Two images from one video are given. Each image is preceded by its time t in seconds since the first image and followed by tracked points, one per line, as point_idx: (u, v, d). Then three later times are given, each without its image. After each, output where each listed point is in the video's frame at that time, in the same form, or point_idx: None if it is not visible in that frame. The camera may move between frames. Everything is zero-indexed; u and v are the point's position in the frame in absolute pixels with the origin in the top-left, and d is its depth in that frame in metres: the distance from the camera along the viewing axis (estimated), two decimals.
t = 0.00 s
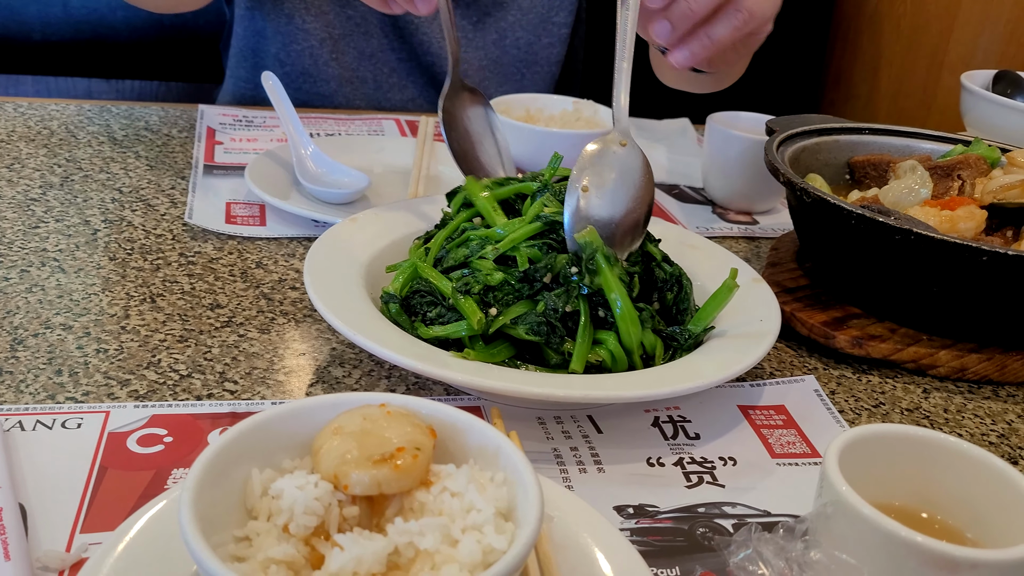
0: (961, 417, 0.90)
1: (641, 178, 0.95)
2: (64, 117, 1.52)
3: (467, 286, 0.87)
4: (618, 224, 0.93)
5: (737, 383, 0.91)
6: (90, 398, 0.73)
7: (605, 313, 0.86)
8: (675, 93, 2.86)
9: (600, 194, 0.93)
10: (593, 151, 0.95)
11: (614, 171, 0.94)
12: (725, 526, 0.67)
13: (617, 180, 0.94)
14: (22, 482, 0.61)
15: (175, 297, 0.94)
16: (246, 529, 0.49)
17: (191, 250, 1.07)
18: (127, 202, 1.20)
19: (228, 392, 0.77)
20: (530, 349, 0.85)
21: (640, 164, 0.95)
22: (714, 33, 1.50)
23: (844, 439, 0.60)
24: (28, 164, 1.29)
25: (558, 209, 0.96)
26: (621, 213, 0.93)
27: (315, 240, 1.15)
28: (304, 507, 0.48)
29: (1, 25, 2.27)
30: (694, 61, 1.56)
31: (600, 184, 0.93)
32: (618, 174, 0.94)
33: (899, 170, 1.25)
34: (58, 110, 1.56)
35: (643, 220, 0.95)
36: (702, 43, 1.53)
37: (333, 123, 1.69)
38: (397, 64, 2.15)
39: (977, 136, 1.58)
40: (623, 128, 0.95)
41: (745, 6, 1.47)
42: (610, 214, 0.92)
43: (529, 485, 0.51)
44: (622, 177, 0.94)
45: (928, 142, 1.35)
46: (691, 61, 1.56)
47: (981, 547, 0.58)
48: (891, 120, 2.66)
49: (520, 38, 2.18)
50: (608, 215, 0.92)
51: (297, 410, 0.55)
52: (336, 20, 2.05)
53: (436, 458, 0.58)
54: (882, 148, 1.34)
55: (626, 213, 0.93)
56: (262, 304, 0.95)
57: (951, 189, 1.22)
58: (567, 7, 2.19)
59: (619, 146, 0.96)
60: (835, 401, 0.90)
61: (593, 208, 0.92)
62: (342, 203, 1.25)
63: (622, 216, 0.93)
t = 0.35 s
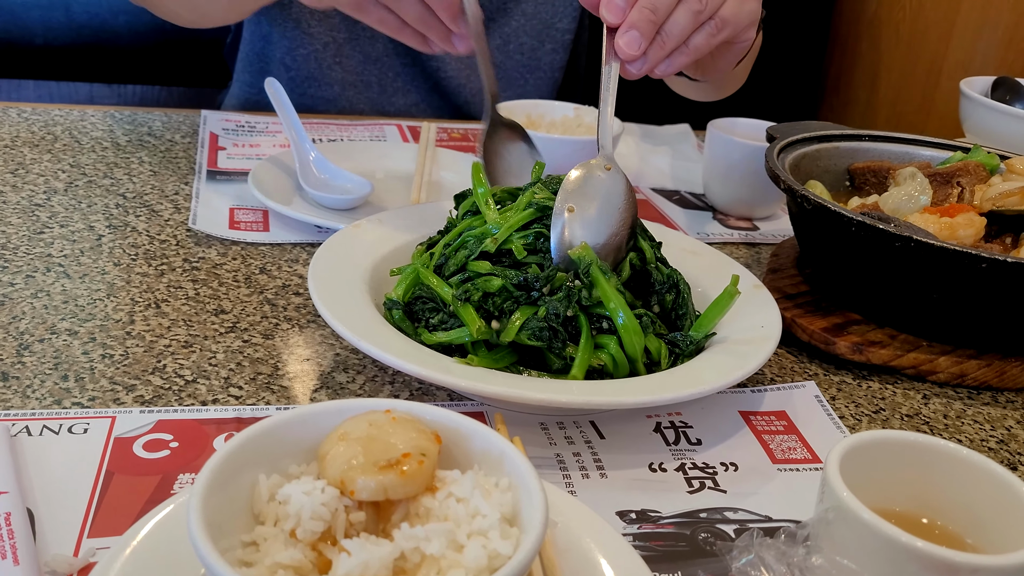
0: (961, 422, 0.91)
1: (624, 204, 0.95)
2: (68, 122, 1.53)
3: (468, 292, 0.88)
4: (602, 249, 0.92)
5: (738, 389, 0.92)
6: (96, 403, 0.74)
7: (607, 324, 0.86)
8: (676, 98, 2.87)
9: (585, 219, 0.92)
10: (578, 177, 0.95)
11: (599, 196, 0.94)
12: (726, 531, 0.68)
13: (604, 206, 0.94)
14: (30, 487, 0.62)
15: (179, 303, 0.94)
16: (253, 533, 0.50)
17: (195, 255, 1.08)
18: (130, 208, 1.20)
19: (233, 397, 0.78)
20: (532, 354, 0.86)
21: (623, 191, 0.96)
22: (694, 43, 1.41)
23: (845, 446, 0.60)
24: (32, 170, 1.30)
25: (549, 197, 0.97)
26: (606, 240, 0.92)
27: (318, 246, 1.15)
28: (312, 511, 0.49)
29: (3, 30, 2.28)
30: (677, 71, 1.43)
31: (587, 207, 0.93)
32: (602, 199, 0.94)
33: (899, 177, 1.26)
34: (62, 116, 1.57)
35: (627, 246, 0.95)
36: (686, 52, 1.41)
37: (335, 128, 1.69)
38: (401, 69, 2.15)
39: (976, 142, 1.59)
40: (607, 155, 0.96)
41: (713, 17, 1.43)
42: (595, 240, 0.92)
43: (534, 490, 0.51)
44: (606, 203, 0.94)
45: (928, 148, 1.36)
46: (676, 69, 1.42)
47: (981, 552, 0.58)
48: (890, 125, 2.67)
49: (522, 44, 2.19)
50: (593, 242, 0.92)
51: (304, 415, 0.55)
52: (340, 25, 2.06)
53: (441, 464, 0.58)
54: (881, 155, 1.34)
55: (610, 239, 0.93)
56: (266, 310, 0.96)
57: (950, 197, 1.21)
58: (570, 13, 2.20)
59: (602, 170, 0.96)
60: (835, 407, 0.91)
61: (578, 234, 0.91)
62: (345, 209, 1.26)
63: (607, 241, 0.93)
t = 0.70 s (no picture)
0: (965, 427, 0.91)
1: (622, 137, 0.94)
2: (74, 127, 1.54)
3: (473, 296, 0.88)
4: (593, 180, 0.91)
5: (743, 393, 0.92)
6: (103, 407, 0.74)
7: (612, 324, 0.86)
8: (679, 102, 2.88)
9: (581, 145, 0.91)
10: (578, 105, 0.94)
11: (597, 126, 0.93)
12: (731, 535, 0.68)
13: (601, 138, 0.92)
14: (38, 491, 0.62)
15: (185, 307, 0.95)
16: (261, 537, 0.50)
17: (200, 259, 1.08)
18: (136, 212, 1.21)
19: (239, 401, 0.78)
20: (537, 358, 0.86)
21: (623, 125, 0.95)
22: None
23: (849, 451, 0.60)
24: (39, 174, 1.30)
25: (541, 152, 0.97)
26: (598, 170, 0.91)
27: (323, 250, 1.16)
28: (319, 516, 0.49)
29: (9, 34, 2.29)
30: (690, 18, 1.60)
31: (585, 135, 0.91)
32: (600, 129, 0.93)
33: (903, 182, 1.26)
34: (68, 120, 1.58)
35: (620, 182, 0.94)
36: None
37: (340, 133, 1.70)
38: (408, 71, 2.16)
39: (980, 147, 1.59)
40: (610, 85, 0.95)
41: None
42: (589, 169, 0.91)
43: (540, 494, 0.51)
44: (604, 133, 0.92)
45: (932, 153, 1.36)
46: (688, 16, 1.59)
47: (986, 557, 0.58)
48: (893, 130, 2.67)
49: (527, 47, 2.20)
50: (586, 169, 0.90)
51: (311, 420, 0.56)
52: (347, 26, 2.06)
53: (447, 468, 0.58)
54: (885, 160, 1.35)
55: (603, 171, 0.92)
56: (272, 314, 0.96)
57: (954, 202, 1.23)
58: (575, 16, 2.21)
59: (603, 103, 0.95)
60: (840, 411, 0.91)
61: (571, 160, 0.90)
62: (350, 213, 1.27)
63: (599, 171, 0.91)
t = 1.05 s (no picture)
0: (972, 428, 0.90)
1: (625, 61, 0.82)
2: (80, 129, 1.55)
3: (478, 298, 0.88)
4: (591, 103, 0.80)
5: (750, 394, 0.92)
6: (111, 409, 0.74)
7: (618, 328, 0.86)
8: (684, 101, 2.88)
9: (585, 60, 0.79)
10: (586, 16, 0.81)
11: (602, 40, 0.80)
12: (739, 537, 0.68)
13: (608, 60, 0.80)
14: (46, 493, 0.62)
15: (192, 309, 0.95)
16: (270, 539, 0.50)
17: (207, 261, 1.09)
18: (142, 214, 1.21)
19: (246, 403, 0.78)
20: (544, 359, 0.86)
21: (627, 48, 0.82)
22: None
23: (856, 452, 0.60)
24: (46, 176, 1.31)
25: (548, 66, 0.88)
26: (599, 95, 0.80)
27: (329, 252, 1.16)
28: (327, 518, 0.49)
29: (15, 36, 2.30)
30: None
31: (590, 49, 0.80)
32: (608, 47, 0.81)
33: (909, 182, 1.26)
34: (74, 122, 1.58)
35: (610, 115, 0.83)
36: None
37: (345, 134, 1.70)
38: (414, 69, 2.18)
39: (985, 146, 1.59)
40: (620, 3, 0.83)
41: None
42: (588, 92, 0.79)
43: (548, 495, 0.51)
44: (607, 54, 0.80)
45: (939, 153, 1.35)
46: None
47: (994, 558, 0.58)
48: (898, 130, 2.67)
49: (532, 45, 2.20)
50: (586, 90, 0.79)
51: (318, 421, 0.56)
52: (354, 24, 2.10)
53: (455, 470, 0.58)
54: (892, 160, 1.35)
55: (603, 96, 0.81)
56: (278, 315, 0.97)
57: (961, 202, 1.22)
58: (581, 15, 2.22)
59: (611, 18, 0.82)
60: (847, 412, 0.91)
61: (570, 79, 0.79)
62: (356, 215, 1.27)
63: (599, 97, 0.80)
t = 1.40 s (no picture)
0: (973, 429, 0.90)
1: None
2: (78, 129, 1.54)
3: (477, 300, 0.87)
4: None
5: (749, 395, 0.91)
6: (107, 411, 0.74)
7: (617, 330, 0.86)
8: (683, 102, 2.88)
9: None
10: None
11: None
12: (738, 539, 0.67)
13: None
14: (42, 495, 0.62)
15: (190, 310, 0.95)
16: (266, 542, 0.50)
17: (204, 262, 1.08)
18: (140, 215, 1.21)
19: (243, 405, 0.78)
20: (542, 361, 0.86)
21: None
22: None
23: (856, 453, 0.60)
24: (43, 177, 1.30)
25: None
26: None
27: (328, 252, 1.16)
28: (324, 521, 0.49)
29: (14, 37, 2.29)
30: None
31: None
32: None
33: (910, 183, 1.26)
34: (72, 123, 1.58)
35: None
36: None
37: (344, 134, 1.70)
38: (414, 66, 2.18)
39: (985, 147, 1.58)
40: None
41: None
42: None
43: (547, 498, 0.51)
44: None
45: (938, 154, 1.35)
46: None
47: (996, 561, 0.58)
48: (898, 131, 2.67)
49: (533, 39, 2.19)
50: None
51: (315, 424, 0.55)
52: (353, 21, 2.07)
53: (453, 473, 0.58)
54: (892, 161, 1.34)
55: None
56: (276, 317, 0.96)
57: (961, 202, 1.22)
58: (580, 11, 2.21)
59: None
60: (847, 414, 0.90)
61: None
62: (355, 216, 1.27)
63: None
